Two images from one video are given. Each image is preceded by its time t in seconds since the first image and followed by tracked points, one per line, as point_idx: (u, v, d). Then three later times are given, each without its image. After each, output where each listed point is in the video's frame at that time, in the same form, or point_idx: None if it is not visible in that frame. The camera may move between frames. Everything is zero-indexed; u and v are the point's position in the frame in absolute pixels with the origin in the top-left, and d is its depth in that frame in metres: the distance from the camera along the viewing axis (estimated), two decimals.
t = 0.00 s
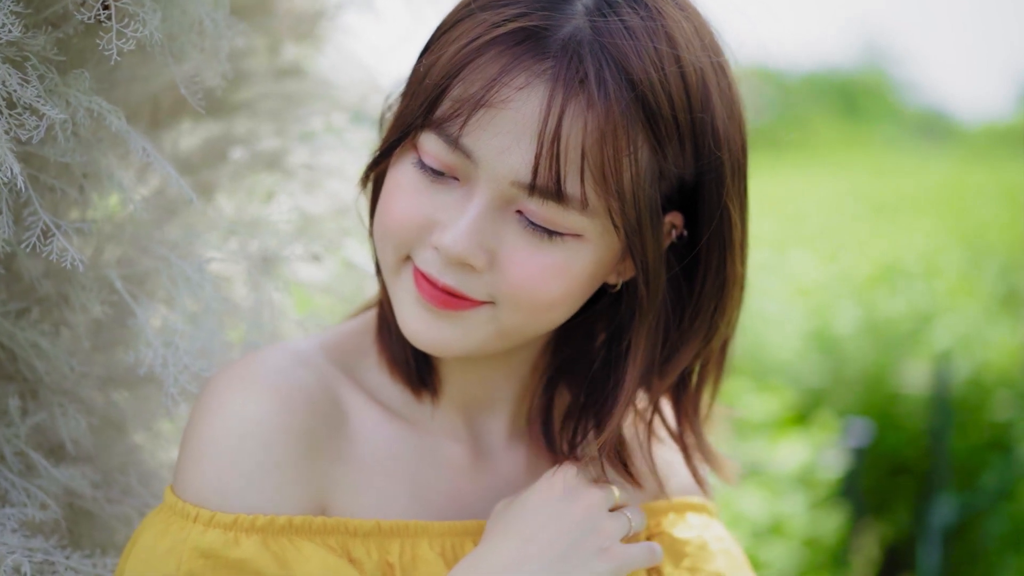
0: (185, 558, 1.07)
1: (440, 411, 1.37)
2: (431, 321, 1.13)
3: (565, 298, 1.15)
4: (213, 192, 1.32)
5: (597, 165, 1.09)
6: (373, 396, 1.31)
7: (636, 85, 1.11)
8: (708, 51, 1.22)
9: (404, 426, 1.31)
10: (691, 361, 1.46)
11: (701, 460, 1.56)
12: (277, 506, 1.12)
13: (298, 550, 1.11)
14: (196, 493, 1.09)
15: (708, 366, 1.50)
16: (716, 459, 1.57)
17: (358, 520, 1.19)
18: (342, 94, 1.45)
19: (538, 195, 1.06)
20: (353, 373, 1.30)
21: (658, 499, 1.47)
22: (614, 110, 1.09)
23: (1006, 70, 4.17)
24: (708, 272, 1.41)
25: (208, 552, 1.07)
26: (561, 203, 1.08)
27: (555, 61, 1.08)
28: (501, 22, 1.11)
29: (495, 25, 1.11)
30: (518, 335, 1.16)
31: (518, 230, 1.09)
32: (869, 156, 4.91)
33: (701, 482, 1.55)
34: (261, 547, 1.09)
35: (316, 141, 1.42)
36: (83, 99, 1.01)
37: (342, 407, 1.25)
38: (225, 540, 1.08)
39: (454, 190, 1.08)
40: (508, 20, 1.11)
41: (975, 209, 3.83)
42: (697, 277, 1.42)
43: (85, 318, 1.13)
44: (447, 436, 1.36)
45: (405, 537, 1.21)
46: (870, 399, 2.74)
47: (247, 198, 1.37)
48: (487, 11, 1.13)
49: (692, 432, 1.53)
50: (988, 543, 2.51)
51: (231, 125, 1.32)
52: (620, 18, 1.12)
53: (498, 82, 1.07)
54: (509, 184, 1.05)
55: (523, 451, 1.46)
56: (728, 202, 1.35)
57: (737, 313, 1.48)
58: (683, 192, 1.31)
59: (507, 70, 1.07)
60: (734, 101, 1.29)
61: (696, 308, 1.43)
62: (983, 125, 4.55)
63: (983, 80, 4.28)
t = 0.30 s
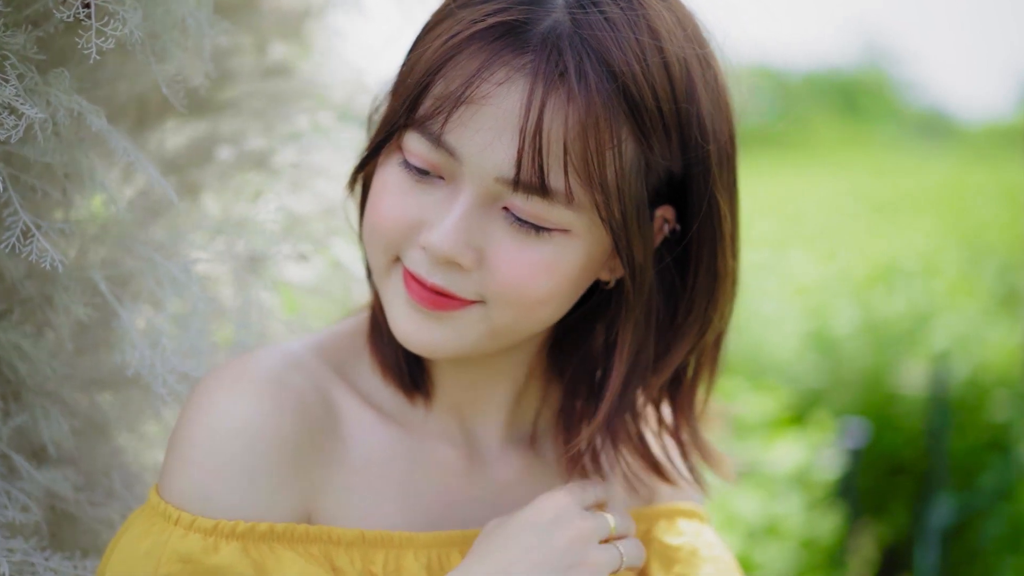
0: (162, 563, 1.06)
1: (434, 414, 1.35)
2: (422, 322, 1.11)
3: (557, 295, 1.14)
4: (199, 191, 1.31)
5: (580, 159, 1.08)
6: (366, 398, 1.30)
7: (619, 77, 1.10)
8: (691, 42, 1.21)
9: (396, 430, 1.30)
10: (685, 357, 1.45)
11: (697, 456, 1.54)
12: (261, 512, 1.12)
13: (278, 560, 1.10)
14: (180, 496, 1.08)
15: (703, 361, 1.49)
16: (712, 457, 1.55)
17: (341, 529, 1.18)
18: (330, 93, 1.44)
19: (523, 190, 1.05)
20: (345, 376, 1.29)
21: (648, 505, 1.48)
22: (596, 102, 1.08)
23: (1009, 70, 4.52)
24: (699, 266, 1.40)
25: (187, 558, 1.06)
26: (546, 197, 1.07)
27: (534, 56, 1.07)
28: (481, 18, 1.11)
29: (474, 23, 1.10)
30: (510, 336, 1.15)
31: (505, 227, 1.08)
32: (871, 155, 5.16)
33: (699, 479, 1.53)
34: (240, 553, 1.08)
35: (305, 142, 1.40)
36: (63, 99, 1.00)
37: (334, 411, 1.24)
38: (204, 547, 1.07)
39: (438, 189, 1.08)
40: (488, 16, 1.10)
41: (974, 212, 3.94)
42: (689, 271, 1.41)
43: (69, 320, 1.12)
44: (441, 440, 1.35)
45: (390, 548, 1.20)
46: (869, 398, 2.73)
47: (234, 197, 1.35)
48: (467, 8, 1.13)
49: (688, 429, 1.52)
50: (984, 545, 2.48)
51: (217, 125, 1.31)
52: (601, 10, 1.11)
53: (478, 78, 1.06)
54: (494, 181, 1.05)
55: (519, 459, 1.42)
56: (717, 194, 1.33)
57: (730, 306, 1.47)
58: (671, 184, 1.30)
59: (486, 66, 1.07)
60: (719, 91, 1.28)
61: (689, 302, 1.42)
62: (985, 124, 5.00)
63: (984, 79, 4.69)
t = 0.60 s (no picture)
0: (145, 569, 1.06)
1: (429, 418, 1.35)
2: (412, 326, 1.11)
3: (546, 294, 1.14)
4: (186, 195, 1.31)
5: (561, 154, 1.07)
6: (360, 403, 1.29)
7: (596, 71, 1.09)
8: (669, 35, 1.21)
9: (390, 434, 1.30)
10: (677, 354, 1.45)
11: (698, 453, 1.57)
12: (248, 520, 1.11)
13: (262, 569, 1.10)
14: (166, 502, 1.08)
15: (698, 359, 1.51)
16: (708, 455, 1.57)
17: (328, 536, 1.17)
18: (319, 96, 1.45)
19: (505, 188, 1.05)
20: (341, 383, 1.28)
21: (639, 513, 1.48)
22: (573, 97, 1.07)
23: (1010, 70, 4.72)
24: (687, 261, 1.40)
25: (169, 565, 1.06)
26: (528, 194, 1.07)
27: (510, 53, 1.07)
28: (457, 19, 1.10)
29: (450, 22, 1.10)
30: (500, 337, 1.15)
31: (489, 226, 1.08)
32: (869, 153, 5.63)
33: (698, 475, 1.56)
34: (223, 564, 1.07)
35: (292, 143, 1.39)
36: (46, 102, 1.00)
37: (331, 415, 1.24)
38: (187, 556, 1.06)
39: (423, 190, 1.08)
40: (464, 16, 1.10)
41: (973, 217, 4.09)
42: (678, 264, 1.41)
43: (54, 324, 1.12)
44: (435, 444, 1.34)
45: (376, 554, 1.19)
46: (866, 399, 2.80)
47: (221, 200, 1.35)
48: (444, 10, 1.13)
49: (687, 426, 1.54)
50: (982, 546, 2.52)
51: (205, 127, 1.31)
52: (576, 5, 1.11)
53: (455, 78, 1.06)
54: (475, 180, 1.04)
55: (512, 472, 1.40)
56: (702, 188, 1.33)
57: (720, 301, 1.47)
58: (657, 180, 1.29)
59: (463, 66, 1.06)
60: (700, 84, 1.27)
61: (678, 298, 1.42)
62: (984, 121, 5.30)
63: (985, 78, 4.92)
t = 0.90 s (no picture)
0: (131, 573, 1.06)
1: (424, 423, 1.34)
2: (394, 323, 1.11)
3: (529, 286, 1.14)
4: (171, 198, 1.31)
5: (529, 138, 1.08)
6: (356, 406, 1.29)
7: (560, 54, 1.10)
8: (636, 18, 1.21)
9: (386, 436, 1.29)
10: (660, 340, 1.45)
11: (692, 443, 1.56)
12: (239, 528, 1.11)
13: None
14: (155, 506, 1.08)
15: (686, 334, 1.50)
16: (700, 445, 1.56)
17: (318, 543, 1.16)
18: (304, 97, 1.45)
19: (474, 174, 1.07)
20: (337, 387, 1.28)
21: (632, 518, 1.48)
22: (538, 81, 1.08)
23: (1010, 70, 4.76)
24: (664, 246, 1.38)
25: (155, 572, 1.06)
26: (498, 179, 1.08)
27: (473, 42, 1.08)
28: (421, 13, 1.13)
29: (414, 16, 1.12)
30: (486, 332, 1.14)
31: (463, 216, 1.08)
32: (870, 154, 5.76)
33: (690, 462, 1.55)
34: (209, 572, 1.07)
35: (276, 146, 1.40)
36: (24, 104, 1.01)
37: (328, 419, 1.23)
38: (174, 563, 1.06)
39: (398, 186, 1.09)
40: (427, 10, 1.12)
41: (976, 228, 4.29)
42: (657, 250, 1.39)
43: (37, 328, 1.12)
44: (428, 448, 1.33)
45: (368, 559, 1.18)
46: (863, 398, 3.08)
47: (206, 203, 1.35)
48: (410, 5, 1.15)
49: (678, 417, 1.54)
50: (978, 546, 2.84)
51: (191, 129, 1.32)
52: None
53: (420, 70, 1.08)
54: (446, 169, 1.06)
55: (510, 473, 1.39)
56: (679, 171, 1.32)
57: (702, 285, 1.46)
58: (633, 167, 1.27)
59: (427, 57, 1.08)
60: (672, 66, 1.27)
61: (660, 285, 1.42)
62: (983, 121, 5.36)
63: (985, 78, 4.98)
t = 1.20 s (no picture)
0: None
1: (422, 423, 1.33)
2: (380, 319, 1.11)
3: (511, 271, 1.13)
4: (160, 198, 1.30)
5: (495, 118, 1.08)
6: (356, 407, 1.28)
7: (522, 34, 1.11)
8: None
9: (386, 437, 1.28)
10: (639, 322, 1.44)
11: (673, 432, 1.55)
12: (242, 535, 1.11)
13: None
14: (156, 510, 1.08)
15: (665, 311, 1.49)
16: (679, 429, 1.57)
17: (322, 547, 1.16)
18: (293, 96, 1.44)
19: (444, 159, 1.07)
20: (337, 390, 1.26)
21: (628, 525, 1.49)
22: (500, 61, 1.09)
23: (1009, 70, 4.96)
24: (639, 222, 1.36)
25: None
26: (468, 160, 1.08)
27: (434, 27, 1.10)
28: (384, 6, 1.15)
29: (377, 10, 1.14)
30: (474, 324, 1.14)
31: (439, 203, 1.09)
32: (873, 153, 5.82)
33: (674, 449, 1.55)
34: None
35: (265, 145, 1.40)
36: (10, 103, 1.03)
37: (330, 422, 1.22)
38: (176, 570, 1.06)
39: (372, 179, 1.10)
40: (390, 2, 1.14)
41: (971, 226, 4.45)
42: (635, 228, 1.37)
43: (23, 328, 1.12)
44: (429, 450, 1.32)
45: (372, 562, 1.18)
46: (861, 396, 3.29)
47: (194, 202, 1.34)
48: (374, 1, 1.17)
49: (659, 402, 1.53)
50: (976, 545, 3.15)
51: (179, 129, 1.31)
52: None
53: (384, 59, 1.10)
54: (417, 156, 1.07)
55: (508, 475, 1.38)
56: (651, 149, 1.31)
57: (679, 264, 1.45)
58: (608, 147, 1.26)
59: (390, 45, 1.10)
60: (638, 43, 1.27)
61: (638, 265, 1.40)
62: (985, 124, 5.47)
63: (985, 79, 5.12)
